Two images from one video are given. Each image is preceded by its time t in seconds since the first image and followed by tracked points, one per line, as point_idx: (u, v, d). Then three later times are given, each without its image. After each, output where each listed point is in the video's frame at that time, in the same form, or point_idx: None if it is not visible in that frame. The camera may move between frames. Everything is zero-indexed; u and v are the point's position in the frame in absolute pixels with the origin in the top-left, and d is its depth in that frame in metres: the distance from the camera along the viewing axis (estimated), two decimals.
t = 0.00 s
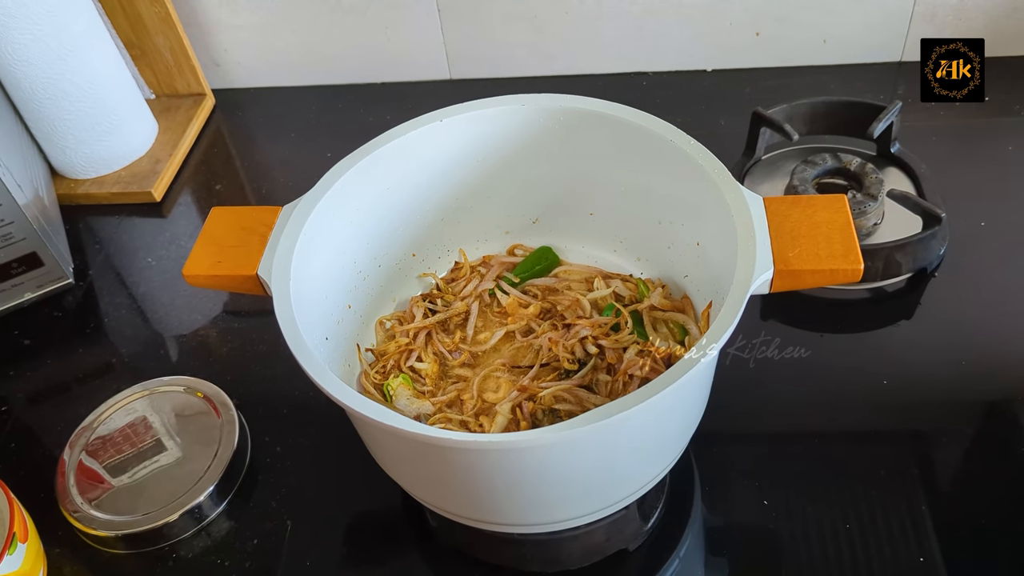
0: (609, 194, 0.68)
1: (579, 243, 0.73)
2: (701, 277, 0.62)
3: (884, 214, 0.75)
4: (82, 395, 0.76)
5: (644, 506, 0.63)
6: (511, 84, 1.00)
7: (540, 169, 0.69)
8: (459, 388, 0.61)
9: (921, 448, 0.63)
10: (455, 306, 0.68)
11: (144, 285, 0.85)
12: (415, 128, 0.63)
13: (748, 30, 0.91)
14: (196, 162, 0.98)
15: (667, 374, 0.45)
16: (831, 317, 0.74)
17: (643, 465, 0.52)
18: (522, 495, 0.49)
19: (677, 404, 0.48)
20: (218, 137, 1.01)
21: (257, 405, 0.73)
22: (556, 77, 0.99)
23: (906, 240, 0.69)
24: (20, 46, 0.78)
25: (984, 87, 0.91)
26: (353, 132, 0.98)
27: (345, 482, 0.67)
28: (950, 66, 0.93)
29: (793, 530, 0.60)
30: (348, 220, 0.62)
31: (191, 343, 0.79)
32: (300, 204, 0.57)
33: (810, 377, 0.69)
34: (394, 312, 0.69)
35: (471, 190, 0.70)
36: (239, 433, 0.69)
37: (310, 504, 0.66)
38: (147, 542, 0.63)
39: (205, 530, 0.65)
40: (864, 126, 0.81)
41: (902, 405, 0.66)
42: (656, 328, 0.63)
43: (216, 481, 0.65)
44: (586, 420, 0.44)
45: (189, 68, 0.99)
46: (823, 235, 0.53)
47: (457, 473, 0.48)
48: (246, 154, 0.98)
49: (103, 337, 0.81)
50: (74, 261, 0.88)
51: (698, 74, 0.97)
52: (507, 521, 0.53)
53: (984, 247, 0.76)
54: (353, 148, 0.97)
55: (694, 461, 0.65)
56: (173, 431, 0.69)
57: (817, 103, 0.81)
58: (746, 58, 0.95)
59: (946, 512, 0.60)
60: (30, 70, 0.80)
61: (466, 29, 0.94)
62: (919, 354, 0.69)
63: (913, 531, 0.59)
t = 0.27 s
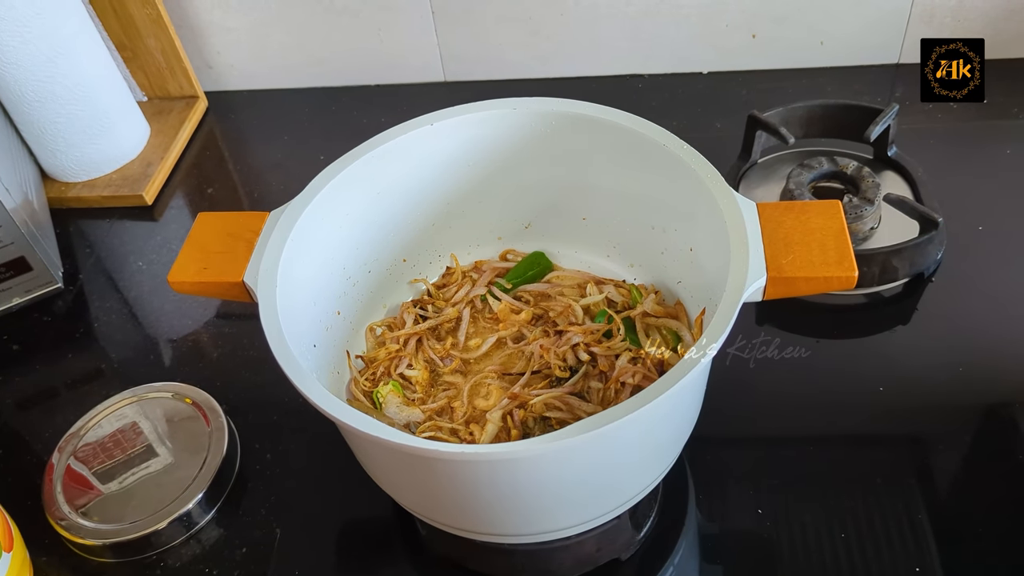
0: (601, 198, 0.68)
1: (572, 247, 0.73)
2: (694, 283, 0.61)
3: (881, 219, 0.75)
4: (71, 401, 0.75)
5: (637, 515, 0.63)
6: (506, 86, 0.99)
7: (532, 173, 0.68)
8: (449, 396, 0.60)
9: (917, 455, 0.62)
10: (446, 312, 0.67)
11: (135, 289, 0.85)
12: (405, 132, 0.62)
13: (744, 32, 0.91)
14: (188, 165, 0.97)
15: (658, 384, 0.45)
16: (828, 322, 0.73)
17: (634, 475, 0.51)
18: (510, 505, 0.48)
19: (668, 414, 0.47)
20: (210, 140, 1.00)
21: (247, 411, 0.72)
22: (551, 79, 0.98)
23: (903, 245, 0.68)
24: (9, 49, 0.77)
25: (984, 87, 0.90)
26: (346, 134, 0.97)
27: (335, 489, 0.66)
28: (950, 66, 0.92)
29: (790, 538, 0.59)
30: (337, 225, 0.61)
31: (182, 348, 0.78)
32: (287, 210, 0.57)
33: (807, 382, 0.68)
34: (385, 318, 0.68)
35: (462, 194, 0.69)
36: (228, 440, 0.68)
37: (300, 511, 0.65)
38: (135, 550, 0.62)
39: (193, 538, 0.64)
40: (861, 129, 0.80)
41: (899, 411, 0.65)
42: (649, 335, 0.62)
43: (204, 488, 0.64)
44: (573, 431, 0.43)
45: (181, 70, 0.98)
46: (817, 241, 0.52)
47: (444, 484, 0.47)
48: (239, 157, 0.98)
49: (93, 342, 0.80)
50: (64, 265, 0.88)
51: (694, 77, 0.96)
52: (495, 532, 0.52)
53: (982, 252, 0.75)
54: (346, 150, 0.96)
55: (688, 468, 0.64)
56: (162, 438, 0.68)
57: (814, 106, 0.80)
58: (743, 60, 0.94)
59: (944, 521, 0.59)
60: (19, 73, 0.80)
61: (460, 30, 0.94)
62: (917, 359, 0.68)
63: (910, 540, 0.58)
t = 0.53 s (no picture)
0: (600, 199, 0.67)
1: (570, 248, 0.72)
2: (693, 285, 0.61)
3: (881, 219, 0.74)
4: (68, 401, 0.75)
5: (636, 516, 0.62)
6: (505, 85, 0.99)
7: (531, 174, 0.68)
8: (447, 397, 0.60)
9: (917, 456, 0.62)
10: (445, 313, 0.67)
11: (133, 289, 0.85)
12: (404, 132, 0.62)
13: (744, 31, 0.91)
14: (187, 164, 0.97)
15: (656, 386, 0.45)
16: (827, 322, 0.73)
17: (633, 478, 0.51)
18: (509, 508, 0.48)
19: (667, 416, 0.47)
20: (209, 139, 1.00)
21: (245, 411, 0.72)
22: (551, 78, 0.98)
23: (903, 246, 0.68)
24: (7, 49, 0.77)
25: (984, 87, 0.90)
26: (345, 134, 0.97)
27: (334, 490, 0.66)
28: (950, 66, 0.92)
29: (790, 540, 0.59)
30: (335, 226, 0.61)
31: (181, 348, 0.78)
32: (285, 210, 0.56)
33: (807, 382, 0.68)
34: (384, 319, 0.68)
35: (461, 195, 0.69)
36: (227, 441, 0.68)
37: (299, 512, 0.65)
38: (133, 551, 0.62)
39: (192, 539, 0.64)
40: (861, 129, 0.80)
41: (898, 411, 0.65)
42: (649, 337, 0.62)
43: (202, 489, 0.64)
44: (572, 434, 0.43)
45: (179, 69, 0.98)
46: (816, 243, 0.52)
47: (443, 487, 0.47)
48: (237, 156, 0.97)
49: (91, 342, 0.80)
50: (62, 265, 0.87)
51: (694, 76, 0.96)
52: (494, 534, 0.52)
53: (982, 252, 0.75)
54: (345, 149, 0.96)
55: (687, 470, 0.64)
56: (160, 438, 0.68)
57: (813, 106, 0.80)
58: (743, 60, 0.94)
59: (945, 522, 0.58)
60: (17, 73, 0.79)
61: (459, 30, 0.93)
62: (917, 360, 0.68)
63: (910, 542, 0.58)
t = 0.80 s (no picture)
0: (601, 194, 0.67)
1: (571, 244, 0.71)
2: (696, 282, 0.60)
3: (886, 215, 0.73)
4: (63, 398, 0.74)
5: (637, 516, 0.62)
6: (505, 79, 0.98)
7: (531, 169, 0.67)
8: (446, 395, 0.60)
9: (921, 455, 0.61)
10: (444, 310, 0.66)
11: (129, 284, 0.84)
12: (402, 126, 0.61)
13: (747, 25, 0.89)
14: (184, 158, 0.96)
15: (661, 385, 0.44)
16: (831, 320, 0.72)
17: (634, 478, 0.50)
18: (508, 509, 0.48)
19: (669, 417, 0.46)
20: (206, 132, 0.99)
21: (242, 408, 0.71)
22: (552, 72, 0.97)
23: (908, 242, 0.67)
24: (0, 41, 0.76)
25: (984, 87, 0.88)
26: (343, 128, 0.96)
27: (331, 488, 0.65)
28: (950, 66, 0.91)
29: (793, 540, 0.58)
30: (332, 221, 0.60)
31: (177, 343, 0.77)
32: (281, 205, 0.55)
33: (811, 380, 0.67)
34: (382, 316, 0.67)
35: (460, 190, 0.68)
36: (223, 438, 0.67)
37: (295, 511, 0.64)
38: (127, 550, 0.61)
39: (187, 538, 0.63)
40: (866, 124, 0.79)
41: (903, 409, 0.64)
42: (650, 335, 0.61)
43: (198, 487, 0.63)
44: (572, 435, 0.42)
45: (176, 61, 0.97)
46: (822, 240, 0.51)
47: (440, 487, 0.46)
48: (235, 150, 0.96)
49: (86, 338, 0.79)
50: (57, 259, 0.86)
51: (696, 70, 0.95)
52: (493, 535, 0.52)
53: (988, 249, 0.74)
54: (343, 143, 0.95)
55: (689, 468, 0.63)
56: (156, 435, 0.67)
57: (818, 101, 0.79)
58: (746, 53, 0.93)
59: (950, 523, 0.58)
60: (11, 65, 0.78)
61: (458, 22, 0.92)
62: (922, 358, 0.67)
63: (914, 542, 0.57)
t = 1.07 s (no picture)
0: (625, 182, 0.65)
1: (593, 233, 0.70)
2: (723, 273, 0.59)
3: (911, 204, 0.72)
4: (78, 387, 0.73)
5: (661, 510, 0.61)
6: (520, 63, 0.96)
7: (554, 156, 0.66)
8: (468, 386, 0.59)
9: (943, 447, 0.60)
10: (465, 299, 0.65)
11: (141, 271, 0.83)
12: (424, 113, 0.60)
13: (767, 8, 0.88)
14: (194, 143, 0.95)
15: (695, 380, 0.43)
16: (855, 310, 0.71)
17: (664, 473, 0.50)
18: (536, 504, 0.47)
19: (701, 412, 0.46)
20: (216, 117, 0.98)
21: (258, 397, 0.71)
22: (567, 56, 0.96)
23: (936, 231, 0.66)
24: (10, 24, 0.75)
25: (984, 87, 0.86)
26: (355, 113, 0.95)
27: (350, 479, 0.64)
28: (950, 66, 0.89)
29: (813, 536, 0.57)
30: (354, 209, 0.59)
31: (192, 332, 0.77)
32: (304, 193, 0.55)
33: (835, 370, 0.66)
34: (402, 305, 0.66)
35: (481, 178, 0.67)
36: (239, 429, 0.67)
37: (315, 502, 0.63)
38: (145, 542, 0.61)
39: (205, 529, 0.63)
40: (889, 110, 0.78)
41: (928, 400, 0.63)
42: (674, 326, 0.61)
43: (215, 479, 0.63)
44: (605, 431, 0.41)
45: (186, 45, 0.95)
46: (859, 231, 0.50)
47: (470, 482, 0.46)
48: (246, 135, 0.95)
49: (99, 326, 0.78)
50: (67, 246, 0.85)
51: (714, 55, 0.93)
52: (519, 529, 0.51)
53: (1013, 238, 0.73)
54: (355, 129, 0.93)
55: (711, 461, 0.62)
56: (172, 425, 0.66)
57: (841, 86, 0.77)
58: (765, 38, 0.91)
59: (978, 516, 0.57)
60: (21, 48, 0.77)
61: (472, 6, 0.91)
62: (947, 349, 0.66)
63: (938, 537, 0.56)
